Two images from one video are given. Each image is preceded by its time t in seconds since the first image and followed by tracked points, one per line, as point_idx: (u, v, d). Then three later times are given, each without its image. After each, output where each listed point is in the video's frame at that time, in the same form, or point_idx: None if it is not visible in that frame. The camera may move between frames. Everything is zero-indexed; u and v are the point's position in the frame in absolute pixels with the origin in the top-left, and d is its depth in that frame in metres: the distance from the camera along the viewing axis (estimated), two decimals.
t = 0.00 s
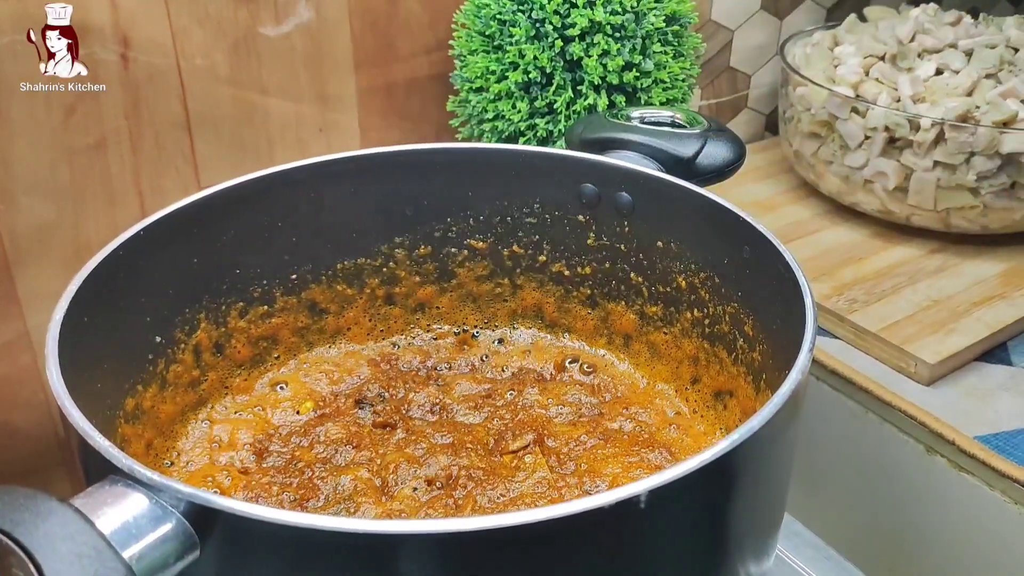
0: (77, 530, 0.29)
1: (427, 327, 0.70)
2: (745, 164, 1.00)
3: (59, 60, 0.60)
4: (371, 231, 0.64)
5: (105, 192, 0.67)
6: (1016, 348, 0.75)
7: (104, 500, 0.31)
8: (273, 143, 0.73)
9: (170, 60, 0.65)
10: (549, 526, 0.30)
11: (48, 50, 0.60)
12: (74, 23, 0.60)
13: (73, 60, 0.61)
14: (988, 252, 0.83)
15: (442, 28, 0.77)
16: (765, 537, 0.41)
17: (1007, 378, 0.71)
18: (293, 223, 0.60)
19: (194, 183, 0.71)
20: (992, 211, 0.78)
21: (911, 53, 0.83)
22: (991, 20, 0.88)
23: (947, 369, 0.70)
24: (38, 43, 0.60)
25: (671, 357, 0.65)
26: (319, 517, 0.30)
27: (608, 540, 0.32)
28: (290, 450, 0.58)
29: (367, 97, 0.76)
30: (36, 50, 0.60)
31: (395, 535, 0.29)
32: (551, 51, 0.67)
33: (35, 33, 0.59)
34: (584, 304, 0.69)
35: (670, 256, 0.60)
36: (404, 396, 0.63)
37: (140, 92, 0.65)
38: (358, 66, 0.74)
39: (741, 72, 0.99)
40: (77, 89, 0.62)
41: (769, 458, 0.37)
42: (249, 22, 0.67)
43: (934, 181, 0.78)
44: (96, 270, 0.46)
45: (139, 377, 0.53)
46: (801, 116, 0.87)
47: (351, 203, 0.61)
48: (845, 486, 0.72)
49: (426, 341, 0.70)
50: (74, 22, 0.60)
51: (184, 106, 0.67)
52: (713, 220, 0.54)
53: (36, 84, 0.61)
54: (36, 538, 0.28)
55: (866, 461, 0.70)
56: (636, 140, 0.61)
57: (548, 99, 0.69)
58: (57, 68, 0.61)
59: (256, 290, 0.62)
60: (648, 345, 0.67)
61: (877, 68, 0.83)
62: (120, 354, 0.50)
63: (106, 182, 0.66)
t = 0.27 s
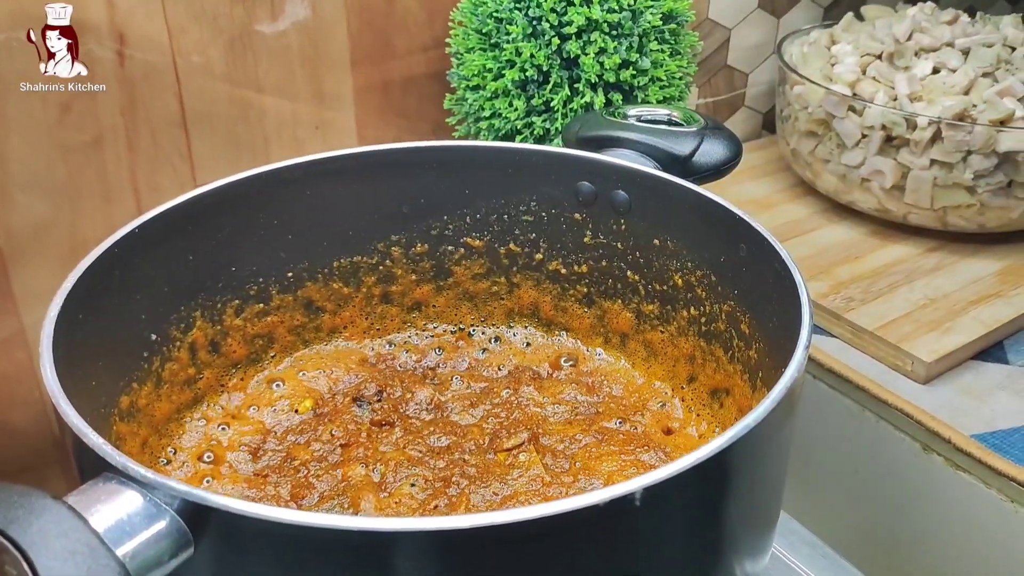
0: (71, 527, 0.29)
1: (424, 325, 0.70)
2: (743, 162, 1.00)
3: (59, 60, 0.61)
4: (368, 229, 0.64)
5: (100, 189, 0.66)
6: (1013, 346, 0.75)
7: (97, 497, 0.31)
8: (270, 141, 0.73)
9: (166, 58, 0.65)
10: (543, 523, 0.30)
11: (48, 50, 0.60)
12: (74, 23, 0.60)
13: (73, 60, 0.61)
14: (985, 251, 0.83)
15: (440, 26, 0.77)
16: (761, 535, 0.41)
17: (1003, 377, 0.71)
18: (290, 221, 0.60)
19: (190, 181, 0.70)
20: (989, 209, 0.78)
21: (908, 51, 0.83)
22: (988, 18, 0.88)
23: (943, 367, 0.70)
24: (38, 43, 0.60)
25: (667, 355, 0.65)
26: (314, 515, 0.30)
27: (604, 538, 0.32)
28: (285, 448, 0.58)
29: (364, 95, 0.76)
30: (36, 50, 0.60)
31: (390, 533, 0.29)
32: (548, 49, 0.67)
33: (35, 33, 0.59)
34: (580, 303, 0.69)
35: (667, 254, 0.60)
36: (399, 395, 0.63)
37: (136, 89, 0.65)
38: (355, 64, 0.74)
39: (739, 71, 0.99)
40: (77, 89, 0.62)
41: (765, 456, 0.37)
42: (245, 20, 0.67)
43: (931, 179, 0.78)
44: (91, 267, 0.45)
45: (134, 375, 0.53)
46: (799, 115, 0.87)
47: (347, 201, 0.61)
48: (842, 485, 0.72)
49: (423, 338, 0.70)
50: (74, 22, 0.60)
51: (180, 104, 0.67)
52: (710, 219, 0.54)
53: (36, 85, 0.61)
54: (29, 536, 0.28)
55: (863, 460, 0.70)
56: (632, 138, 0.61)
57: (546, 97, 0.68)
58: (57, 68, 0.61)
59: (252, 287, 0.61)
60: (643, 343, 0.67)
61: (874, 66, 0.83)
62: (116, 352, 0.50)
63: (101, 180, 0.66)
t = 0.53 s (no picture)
0: (67, 519, 0.28)
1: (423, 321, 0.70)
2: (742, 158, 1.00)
3: (59, 61, 0.61)
4: (366, 224, 0.63)
5: (98, 184, 0.66)
6: (1013, 342, 0.75)
7: (94, 489, 0.30)
8: (268, 136, 0.73)
9: (164, 52, 0.64)
10: (543, 516, 0.30)
11: (48, 50, 0.60)
12: (74, 23, 0.60)
13: (73, 60, 0.61)
14: (985, 247, 0.83)
15: (438, 21, 0.77)
16: (761, 530, 0.41)
17: (1003, 373, 0.71)
18: (288, 215, 0.59)
19: (188, 176, 0.70)
20: (988, 205, 0.78)
21: (908, 47, 0.83)
22: (988, 14, 0.88)
23: (943, 363, 0.70)
24: (38, 43, 0.60)
25: (667, 350, 0.65)
26: (312, 507, 0.29)
27: (604, 531, 0.31)
28: (283, 444, 0.58)
29: (362, 90, 0.76)
30: (36, 51, 0.60)
31: (390, 525, 0.29)
32: (547, 43, 0.67)
33: (35, 33, 0.59)
34: (579, 298, 0.68)
35: (667, 249, 0.60)
36: (398, 390, 0.63)
37: (134, 84, 0.64)
38: (353, 59, 0.74)
39: (738, 67, 0.99)
40: (77, 89, 0.62)
41: (766, 450, 0.37)
42: (243, 14, 0.66)
43: (930, 175, 0.78)
44: (88, 261, 0.45)
45: (131, 369, 0.53)
46: (798, 110, 0.87)
47: (345, 196, 0.61)
48: (842, 481, 0.72)
49: (423, 333, 0.70)
50: (73, 22, 0.60)
51: (178, 98, 0.67)
52: (710, 213, 0.54)
53: (36, 85, 0.61)
54: (26, 528, 0.28)
55: (863, 456, 0.70)
56: (632, 132, 0.60)
57: (544, 92, 0.68)
58: (57, 68, 0.61)
59: (250, 282, 0.61)
60: (643, 338, 0.67)
61: (873, 62, 0.83)
62: (113, 347, 0.50)
63: (99, 175, 0.66)
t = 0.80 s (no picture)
0: (59, 498, 0.28)
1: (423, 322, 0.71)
2: (740, 156, 1.00)
3: (59, 61, 0.60)
4: (363, 214, 0.63)
5: (92, 170, 0.65)
6: (1010, 341, 0.74)
7: (87, 469, 0.30)
8: (265, 124, 0.72)
9: (160, 38, 0.64)
10: (545, 501, 0.30)
11: (48, 50, 0.60)
12: (74, 22, 0.60)
13: (73, 60, 0.61)
14: (982, 246, 0.83)
15: (438, 11, 0.76)
16: (762, 522, 0.41)
17: (1001, 371, 0.71)
18: (285, 203, 0.59)
19: (183, 164, 0.69)
20: (987, 204, 0.78)
21: (908, 45, 0.83)
22: (987, 13, 0.88)
23: (940, 360, 0.70)
24: (38, 43, 0.59)
25: (664, 347, 0.65)
26: (310, 489, 0.29)
27: (607, 518, 0.31)
28: (277, 435, 0.57)
29: (360, 80, 0.75)
30: (37, 51, 0.60)
31: (390, 508, 0.28)
32: (548, 34, 0.66)
33: (35, 33, 0.59)
34: (576, 292, 0.68)
35: (667, 241, 0.59)
36: (393, 383, 0.62)
37: (130, 70, 0.64)
38: (352, 49, 0.73)
39: (737, 63, 0.99)
40: (77, 89, 0.62)
41: (769, 439, 0.37)
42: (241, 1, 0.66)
43: (929, 173, 0.78)
44: (82, 244, 0.44)
45: (124, 357, 0.52)
46: (797, 108, 0.86)
47: (342, 184, 0.60)
48: (839, 478, 0.72)
49: (423, 333, 0.70)
50: (73, 22, 0.60)
51: (174, 85, 0.66)
52: (712, 204, 0.53)
53: (36, 85, 0.61)
54: (16, 506, 0.27)
55: (861, 453, 0.69)
56: (632, 123, 0.60)
57: (544, 83, 0.68)
58: (58, 68, 0.61)
59: (245, 271, 0.61)
60: (641, 333, 0.66)
61: (873, 60, 0.83)
62: (106, 333, 0.49)
63: (93, 161, 0.65)
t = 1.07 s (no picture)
0: (57, 496, 0.28)
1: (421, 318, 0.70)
2: (739, 155, 1.00)
3: (59, 61, 0.60)
4: (361, 212, 0.63)
5: (90, 168, 0.65)
6: (1008, 341, 0.74)
7: (85, 467, 0.30)
8: (263, 122, 0.72)
9: (159, 36, 0.63)
10: (542, 499, 0.30)
11: (48, 51, 0.60)
12: (74, 24, 0.60)
13: (73, 61, 0.61)
14: (981, 246, 0.83)
15: (436, 9, 0.76)
16: (761, 520, 0.41)
17: (999, 370, 0.71)
18: (283, 201, 0.59)
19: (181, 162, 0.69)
20: (985, 203, 0.78)
21: (907, 44, 0.83)
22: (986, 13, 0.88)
23: (939, 359, 0.70)
24: (38, 43, 0.59)
25: (663, 345, 0.65)
26: (308, 487, 0.29)
27: (605, 517, 0.31)
28: (275, 434, 0.57)
29: (359, 78, 0.75)
30: (36, 51, 0.60)
31: (387, 506, 0.28)
32: (546, 32, 0.66)
33: (35, 33, 0.59)
34: (574, 291, 0.68)
35: (666, 240, 0.59)
36: (391, 382, 0.62)
37: (128, 67, 0.63)
38: (350, 47, 0.73)
39: (735, 62, 0.99)
40: (76, 89, 0.62)
41: (767, 438, 0.37)
42: None
43: (928, 172, 0.77)
44: (79, 243, 0.44)
45: (122, 355, 0.52)
46: (796, 107, 0.86)
47: (340, 183, 0.60)
48: (837, 478, 0.72)
49: (421, 331, 0.70)
50: (74, 23, 0.60)
51: (172, 83, 0.66)
52: (710, 203, 0.53)
53: (36, 85, 0.61)
54: (13, 504, 0.27)
55: (859, 452, 0.69)
56: (631, 122, 0.60)
57: (542, 81, 0.68)
58: (57, 69, 0.61)
59: (242, 269, 0.60)
60: (639, 332, 0.66)
61: (872, 59, 0.82)
62: (103, 331, 0.49)
63: (91, 159, 0.65)
